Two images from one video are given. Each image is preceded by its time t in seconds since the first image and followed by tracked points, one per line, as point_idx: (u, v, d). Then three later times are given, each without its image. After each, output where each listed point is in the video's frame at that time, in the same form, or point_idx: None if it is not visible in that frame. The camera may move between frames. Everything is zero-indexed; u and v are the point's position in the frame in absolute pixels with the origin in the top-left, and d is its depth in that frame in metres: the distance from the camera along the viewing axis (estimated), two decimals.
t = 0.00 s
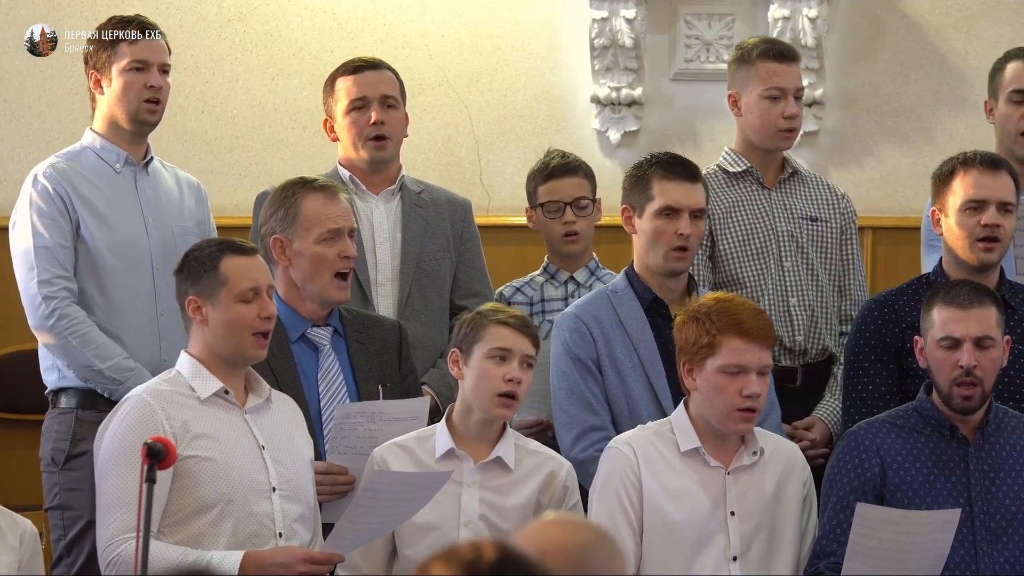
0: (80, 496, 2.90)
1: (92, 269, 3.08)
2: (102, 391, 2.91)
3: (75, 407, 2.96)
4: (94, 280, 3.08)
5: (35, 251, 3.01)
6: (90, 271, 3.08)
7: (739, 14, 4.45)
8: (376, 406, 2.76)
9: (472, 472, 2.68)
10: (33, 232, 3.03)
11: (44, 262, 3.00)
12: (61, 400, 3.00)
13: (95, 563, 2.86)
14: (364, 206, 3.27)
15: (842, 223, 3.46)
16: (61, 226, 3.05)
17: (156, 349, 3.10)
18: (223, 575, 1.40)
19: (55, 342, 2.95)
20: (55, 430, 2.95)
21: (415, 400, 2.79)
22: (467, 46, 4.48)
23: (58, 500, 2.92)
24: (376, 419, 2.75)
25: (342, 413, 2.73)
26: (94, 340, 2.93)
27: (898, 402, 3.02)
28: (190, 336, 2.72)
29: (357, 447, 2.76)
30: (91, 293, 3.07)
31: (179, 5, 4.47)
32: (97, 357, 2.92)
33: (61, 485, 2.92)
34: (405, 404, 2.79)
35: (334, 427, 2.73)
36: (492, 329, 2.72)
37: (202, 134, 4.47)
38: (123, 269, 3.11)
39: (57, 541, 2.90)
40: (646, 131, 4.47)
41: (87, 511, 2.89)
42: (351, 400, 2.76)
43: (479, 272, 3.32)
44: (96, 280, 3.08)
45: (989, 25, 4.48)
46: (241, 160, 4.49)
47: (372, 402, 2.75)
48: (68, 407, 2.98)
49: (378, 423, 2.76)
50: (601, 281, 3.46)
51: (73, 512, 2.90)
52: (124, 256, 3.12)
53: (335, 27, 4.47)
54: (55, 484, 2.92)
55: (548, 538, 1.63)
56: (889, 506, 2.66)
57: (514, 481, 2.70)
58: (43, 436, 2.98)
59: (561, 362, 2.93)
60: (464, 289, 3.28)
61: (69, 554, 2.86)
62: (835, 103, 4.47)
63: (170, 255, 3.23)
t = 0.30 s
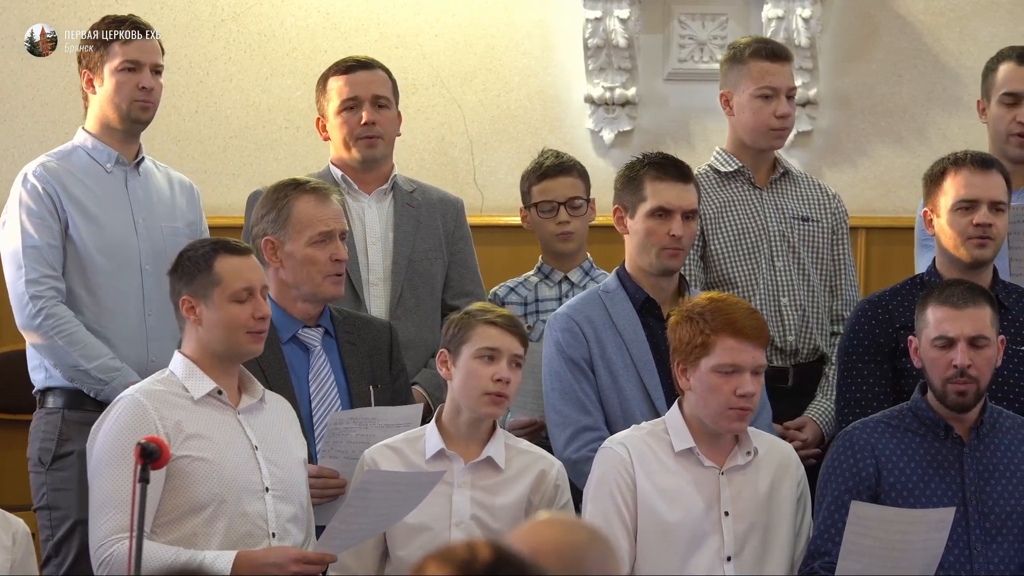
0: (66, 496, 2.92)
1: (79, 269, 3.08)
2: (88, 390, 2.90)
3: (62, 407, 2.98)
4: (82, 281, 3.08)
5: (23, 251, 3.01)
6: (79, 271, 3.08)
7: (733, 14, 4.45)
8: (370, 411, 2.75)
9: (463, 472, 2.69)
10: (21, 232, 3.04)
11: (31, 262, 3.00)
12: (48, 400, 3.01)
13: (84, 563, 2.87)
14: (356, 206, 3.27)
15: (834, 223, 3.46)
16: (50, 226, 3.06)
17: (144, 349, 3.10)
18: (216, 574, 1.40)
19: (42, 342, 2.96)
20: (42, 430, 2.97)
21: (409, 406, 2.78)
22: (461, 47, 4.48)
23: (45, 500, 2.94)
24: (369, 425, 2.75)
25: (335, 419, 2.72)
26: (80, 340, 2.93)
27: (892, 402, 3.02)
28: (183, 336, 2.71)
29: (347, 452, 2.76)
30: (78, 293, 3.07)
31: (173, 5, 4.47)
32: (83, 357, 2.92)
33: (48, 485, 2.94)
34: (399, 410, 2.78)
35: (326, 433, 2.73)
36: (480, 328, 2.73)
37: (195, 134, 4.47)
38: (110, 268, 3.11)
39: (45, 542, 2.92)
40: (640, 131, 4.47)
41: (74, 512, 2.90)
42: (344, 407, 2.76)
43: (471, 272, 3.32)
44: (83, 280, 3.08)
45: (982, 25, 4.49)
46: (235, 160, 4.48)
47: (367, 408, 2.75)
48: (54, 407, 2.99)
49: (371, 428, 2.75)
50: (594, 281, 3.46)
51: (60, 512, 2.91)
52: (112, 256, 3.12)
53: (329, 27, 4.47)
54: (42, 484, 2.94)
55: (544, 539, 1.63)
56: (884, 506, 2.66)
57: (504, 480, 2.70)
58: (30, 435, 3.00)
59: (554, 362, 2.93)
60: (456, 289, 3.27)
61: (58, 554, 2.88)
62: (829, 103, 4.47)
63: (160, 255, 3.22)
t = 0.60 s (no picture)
0: (52, 497, 2.95)
1: (65, 271, 3.08)
2: (72, 390, 2.90)
3: (49, 407, 2.99)
4: (67, 282, 3.08)
5: (8, 251, 3.02)
6: (64, 273, 3.08)
7: (726, 14, 4.45)
8: (361, 410, 2.76)
9: (455, 472, 2.69)
10: (7, 233, 3.05)
11: (17, 262, 3.01)
12: (35, 400, 3.02)
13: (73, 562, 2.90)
14: (350, 206, 3.27)
15: (825, 223, 3.46)
16: (36, 226, 3.06)
17: (130, 349, 3.10)
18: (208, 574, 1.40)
19: (27, 342, 2.96)
20: (28, 430, 2.98)
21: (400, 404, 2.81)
22: (455, 47, 4.48)
23: (32, 501, 2.97)
24: (362, 423, 2.76)
25: (328, 417, 2.73)
26: (64, 340, 2.94)
27: (887, 403, 3.02)
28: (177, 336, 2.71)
29: (339, 451, 2.77)
30: (64, 293, 3.07)
31: (167, 5, 4.47)
32: (67, 357, 2.92)
33: (35, 485, 2.97)
34: (390, 408, 2.81)
35: (319, 431, 2.73)
36: (471, 326, 2.74)
37: (190, 134, 4.48)
38: (96, 268, 3.11)
39: (34, 542, 2.96)
40: (634, 131, 4.46)
41: (59, 512, 2.92)
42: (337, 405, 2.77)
43: (464, 272, 3.32)
44: (69, 281, 3.08)
45: (977, 25, 4.48)
46: (229, 160, 4.48)
47: (360, 405, 2.76)
48: (41, 408, 3.00)
49: (363, 427, 2.77)
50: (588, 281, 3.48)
51: (47, 512, 2.94)
52: (98, 256, 3.12)
53: (323, 27, 4.46)
54: (30, 485, 2.97)
55: (539, 542, 1.63)
56: (879, 506, 2.66)
57: (497, 480, 2.70)
58: (18, 435, 3.02)
59: (546, 362, 2.93)
60: (449, 289, 3.28)
61: (46, 555, 2.92)
62: (823, 103, 4.47)
63: (148, 256, 3.22)
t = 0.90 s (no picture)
0: (45, 497, 2.95)
1: (55, 271, 3.08)
2: (63, 390, 2.90)
3: (41, 408, 2.99)
4: (58, 282, 3.08)
5: None
6: (54, 273, 3.08)
7: (721, 14, 4.44)
8: (353, 402, 2.75)
9: (450, 472, 2.69)
10: None
11: (7, 262, 3.01)
12: (28, 400, 3.02)
13: (66, 563, 2.90)
14: (344, 206, 3.27)
15: (817, 223, 3.47)
16: (26, 226, 3.07)
17: (120, 348, 3.10)
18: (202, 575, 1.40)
19: (18, 342, 2.96)
20: (20, 431, 2.98)
21: (393, 399, 2.76)
22: (449, 47, 4.48)
23: (25, 502, 2.97)
24: (353, 416, 2.74)
25: (319, 409, 2.71)
26: (55, 340, 2.94)
27: (882, 403, 3.02)
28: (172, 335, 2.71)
29: (333, 444, 2.75)
30: (55, 293, 3.07)
31: (161, 5, 4.48)
32: (58, 357, 2.92)
33: (28, 486, 2.96)
34: (381, 400, 2.76)
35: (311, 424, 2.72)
36: (466, 327, 2.74)
37: (183, 134, 4.48)
38: (87, 269, 3.11)
39: (27, 543, 2.96)
40: (628, 131, 4.46)
41: (53, 513, 2.92)
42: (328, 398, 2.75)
43: (457, 272, 3.32)
44: (60, 281, 3.08)
45: (971, 25, 4.48)
46: (223, 160, 4.48)
47: (350, 399, 2.74)
48: (34, 408, 3.00)
49: (355, 420, 2.75)
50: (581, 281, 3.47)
51: (40, 513, 2.95)
52: (88, 256, 3.12)
53: (317, 28, 4.46)
54: (22, 485, 2.97)
55: (535, 543, 1.63)
56: (875, 505, 2.66)
57: (492, 480, 2.70)
58: (11, 436, 3.02)
59: (538, 363, 2.93)
60: (442, 289, 3.27)
61: (39, 556, 2.92)
62: (816, 103, 4.47)
63: (138, 255, 3.21)
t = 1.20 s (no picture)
0: (42, 497, 2.94)
1: (51, 271, 3.08)
2: (60, 390, 2.90)
3: (37, 408, 2.98)
4: (54, 282, 3.07)
5: None
6: (50, 273, 3.08)
7: (713, 14, 4.44)
8: (339, 397, 2.77)
9: (444, 472, 2.69)
10: None
11: (2, 262, 3.00)
12: (23, 400, 3.02)
13: (63, 563, 2.90)
14: (336, 206, 3.26)
15: (807, 223, 3.46)
16: (21, 226, 3.06)
17: (116, 348, 3.10)
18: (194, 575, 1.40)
19: (14, 342, 2.96)
20: (16, 431, 2.98)
21: (379, 393, 2.78)
22: (442, 47, 4.48)
23: (21, 502, 2.97)
24: (339, 410, 2.76)
25: (305, 404, 2.74)
26: (51, 340, 2.93)
27: (877, 403, 3.02)
28: (165, 335, 2.70)
29: (321, 439, 2.77)
30: (51, 293, 3.06)
31: (154, 5, 4.47)
32: (55, 356, 2.92)
33: (24, 486, 2.96)
34: (368, 395, 2.80)
35: (297, 418, 2.74)
36: (460, 327, 2.74)
37: (176, 134, 4.48)
38: (83, 269, 3.10)
39: (24, 543, 2.95)
40: (621, 131, 4.46)
41: (50, 513, 2.92)
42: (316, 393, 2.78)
43: (450, 272, 3.32)
44: (56, 281, 3.07)
45: (964, 24, 4.48)
46: (216, 160, 4.48)
47: (337, 392, 2.77)
48: (29, 409, 3.00)
49: (342, 415, 2.77)
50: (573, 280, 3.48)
51: (36, 513, 2.94)
52: (84, 257, 3.12)
53: (309, 27, 4.46)
54: (19, 486, 2.97)
55: (524, 543, 1.62)
56: (872, 505, 2.66)
57: (485, 480, 2.70)
58: (6, 436, 3.02)
59: (529, 363, 2.93)
60: (435, 289, 3.27)
61: (35, 556, 2.92)
62: (809, 103, 4.48)
63: (133, 255, 3.22)
